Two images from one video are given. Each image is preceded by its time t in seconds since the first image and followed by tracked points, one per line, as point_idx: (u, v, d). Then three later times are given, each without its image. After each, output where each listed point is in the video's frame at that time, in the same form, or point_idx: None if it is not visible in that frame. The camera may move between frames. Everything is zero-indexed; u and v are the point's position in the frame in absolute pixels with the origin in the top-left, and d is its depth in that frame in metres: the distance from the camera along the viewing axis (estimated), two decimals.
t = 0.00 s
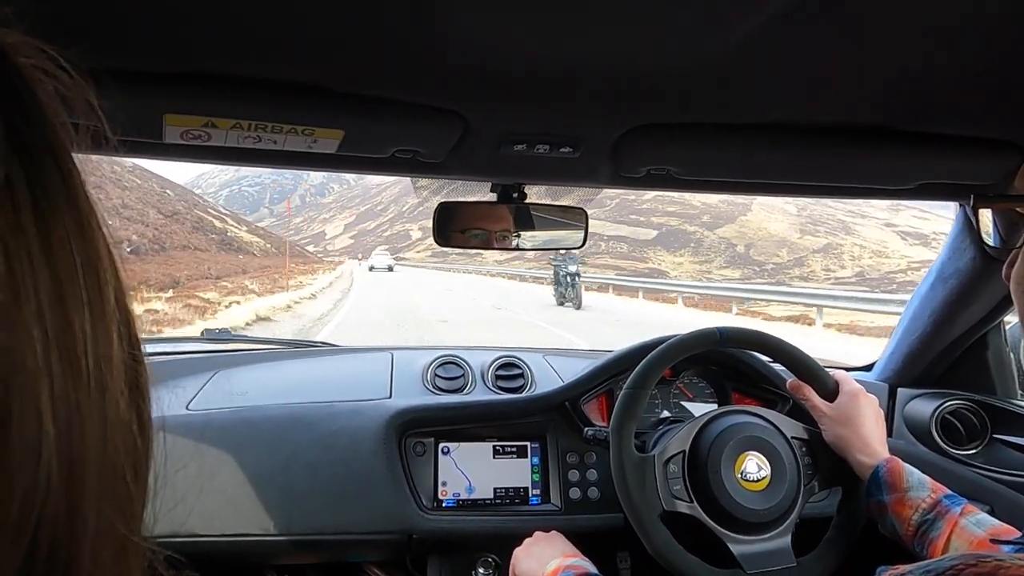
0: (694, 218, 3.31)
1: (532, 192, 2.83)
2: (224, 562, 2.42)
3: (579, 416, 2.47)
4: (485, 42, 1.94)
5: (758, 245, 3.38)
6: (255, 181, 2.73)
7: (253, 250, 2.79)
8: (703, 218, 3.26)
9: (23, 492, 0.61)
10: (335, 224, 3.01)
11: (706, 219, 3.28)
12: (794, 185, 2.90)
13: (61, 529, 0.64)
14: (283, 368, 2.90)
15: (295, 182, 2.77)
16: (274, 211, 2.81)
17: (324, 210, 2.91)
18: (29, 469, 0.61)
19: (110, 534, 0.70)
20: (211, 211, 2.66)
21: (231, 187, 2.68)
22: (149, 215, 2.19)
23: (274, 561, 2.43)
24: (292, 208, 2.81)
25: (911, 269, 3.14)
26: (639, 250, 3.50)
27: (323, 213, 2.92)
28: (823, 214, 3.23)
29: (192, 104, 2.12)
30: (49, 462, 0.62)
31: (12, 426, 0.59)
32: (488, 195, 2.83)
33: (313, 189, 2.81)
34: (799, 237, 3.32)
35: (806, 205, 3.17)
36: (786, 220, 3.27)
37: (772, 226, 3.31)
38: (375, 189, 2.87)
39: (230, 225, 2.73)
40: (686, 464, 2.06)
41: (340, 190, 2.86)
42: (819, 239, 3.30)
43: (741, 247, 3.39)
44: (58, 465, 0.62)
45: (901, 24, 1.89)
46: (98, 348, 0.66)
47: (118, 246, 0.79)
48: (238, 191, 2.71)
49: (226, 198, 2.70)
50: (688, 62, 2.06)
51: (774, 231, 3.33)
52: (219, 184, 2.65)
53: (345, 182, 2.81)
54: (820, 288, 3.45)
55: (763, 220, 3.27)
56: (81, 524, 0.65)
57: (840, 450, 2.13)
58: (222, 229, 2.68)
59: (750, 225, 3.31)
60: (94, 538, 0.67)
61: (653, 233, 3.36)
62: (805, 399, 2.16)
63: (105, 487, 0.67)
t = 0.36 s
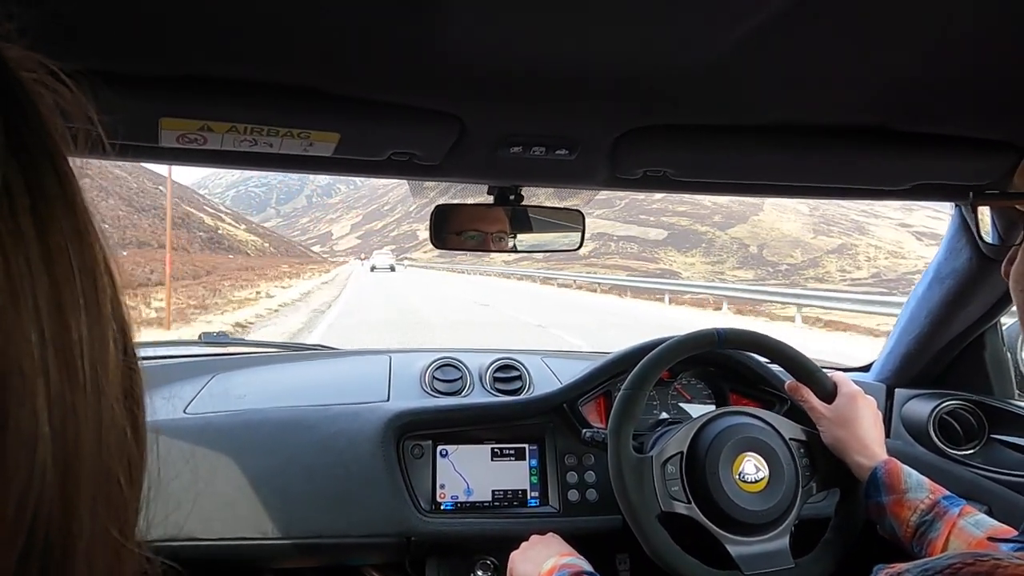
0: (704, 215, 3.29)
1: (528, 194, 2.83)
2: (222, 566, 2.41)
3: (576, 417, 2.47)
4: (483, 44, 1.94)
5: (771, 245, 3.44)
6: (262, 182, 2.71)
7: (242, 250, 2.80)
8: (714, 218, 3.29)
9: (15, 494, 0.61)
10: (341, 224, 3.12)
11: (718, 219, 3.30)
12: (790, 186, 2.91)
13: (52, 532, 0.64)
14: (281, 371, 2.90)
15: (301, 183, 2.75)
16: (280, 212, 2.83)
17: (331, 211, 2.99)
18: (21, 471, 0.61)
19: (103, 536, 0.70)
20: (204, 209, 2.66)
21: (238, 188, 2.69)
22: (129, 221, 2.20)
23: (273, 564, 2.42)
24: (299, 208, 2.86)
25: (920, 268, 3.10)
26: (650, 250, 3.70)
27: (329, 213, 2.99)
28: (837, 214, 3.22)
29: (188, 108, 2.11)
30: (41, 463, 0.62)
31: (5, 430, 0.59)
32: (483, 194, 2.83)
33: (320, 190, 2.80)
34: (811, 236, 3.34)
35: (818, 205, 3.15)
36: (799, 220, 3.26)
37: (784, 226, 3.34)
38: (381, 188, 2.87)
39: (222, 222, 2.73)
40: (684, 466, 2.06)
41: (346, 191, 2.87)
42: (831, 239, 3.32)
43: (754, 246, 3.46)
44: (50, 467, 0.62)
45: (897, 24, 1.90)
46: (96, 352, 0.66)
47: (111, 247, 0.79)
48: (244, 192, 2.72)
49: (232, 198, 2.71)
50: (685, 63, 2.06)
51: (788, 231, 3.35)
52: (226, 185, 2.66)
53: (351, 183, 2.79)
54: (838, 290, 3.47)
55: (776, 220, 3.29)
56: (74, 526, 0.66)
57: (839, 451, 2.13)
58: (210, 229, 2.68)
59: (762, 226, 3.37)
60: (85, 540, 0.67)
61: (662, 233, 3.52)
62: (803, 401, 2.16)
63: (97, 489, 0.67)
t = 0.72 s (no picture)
0: (716, 215, 3.58)
1: (528, 185, 2.82)
2: (224, 557, 2.43)
3: (576, 407, 2.48)
4: (480, 36, 1.93)
5: (785, 244, 3.68)
6: (269, 181, 2.80)
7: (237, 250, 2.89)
8: (727, 216, 3.57)
9: (22, 506, 0.61)
10: (348, 224, 3.32)
11: (730, 217, 3.59)
12: (787, 176, 2.91)
13: (58, 543, 0.64)
14: (281, 363, 2.92)
15: (308, 182, 2.81)
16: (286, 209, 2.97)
17: (338, 210, 3.10)
18: (29, 483, 0.61)
19: (109, 549, 0.70)
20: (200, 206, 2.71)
21: (244, 187, 2.79)
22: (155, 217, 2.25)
23: (275, 555, 2.44)
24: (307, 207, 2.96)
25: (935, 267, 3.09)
26: (660, 250, 4.42)
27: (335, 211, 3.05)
28: (850, 213, 3.39)
29: (185, 100, 2.10)
30: (49, 474, 0.62)
31: (14, 441, 0.60)
32: (483, 188, 2.83)
33: (327, 189, 2.87)
34: (824, 237, 3.58)
35: (831, 201, 3.30)
36: (813, 219, 3.48)
37: (796, 225, 3.54)
38: (387, 188, 2.92)
39: (221, 221, 2.82)
40: (683, 454, 2.07)
41: (353, 190, 2.93)
42: (847, 240, 3.56)
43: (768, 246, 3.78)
44: (59, 480, 0.62)
45: (897, 13, 1.89)
46: (105, 361, 0.66)
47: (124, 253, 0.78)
48: (250, 191, 2.83)
49: (239, 197, 2.83)
50: (683, 54, 2.06)
51: (801, 231, 3.54)
52: (232, 184, 2.74)
53: (358, 182, 2.86)
54: (853, 291, 3.53)
55: (788, 219, 3.49)
56: (78, 537, 0.66)
57: (837, 441, 2.13)
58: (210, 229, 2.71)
59: (774, 225, 3.56)
60: (90, 550, 0.67)
61: (676, 234, 3.89)
62: (802, 391, 2.17)
63: (103, 500, 0.67)
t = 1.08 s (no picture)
0: (727, 215, 3.42)
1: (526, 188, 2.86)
2: (222, 560, 2.42)
3: (576, 412, 2.48)
4: (480, 40, 1.93)
5: (798, 245, 3.60)
6: (275, 182, 2.80)
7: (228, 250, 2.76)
8: (737, 216, 3.42)
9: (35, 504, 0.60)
10: (354, 224, 3.21)
11: (741, 218, 3.44)
12: (786, 181, 2.91)
13: (69, 541, 0.64)
14: (278, 367, 2.90)
15: (315, 183, 2.82)
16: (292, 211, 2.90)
17: (344, 210, 3.03)
18: (41, 480, 0.60)
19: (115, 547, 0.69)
20: (191, 204, 2.61)
21: (251, 187, 2.76)
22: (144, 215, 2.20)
23: (273, 558, 2.43)
24: (313, 207, 2.91)
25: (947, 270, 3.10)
26: (670, 251, 4.12)
27: (342, 212, 3.02)
28: (865, 212, 3.24)
29: (185, 102, 2.10)
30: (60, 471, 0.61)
31: (25, 437, 0.59)
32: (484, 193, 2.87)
33: (333, 189, 2.88)
34: (839, 237, 3.44)
35: (842, 203, 3.20)
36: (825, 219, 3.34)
37: (809, 226, 3.47)
38: (395, 188, 2.93)
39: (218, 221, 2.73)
40: (681, 458, 2.07)
41: (360, 191, 2.92)
42: (862, 240, 3.36)
43: (780, 246, 3.68)
44: (69, 477, 0.62)
45: (898, 19, 1.89)
46: (112, 356, 0.66)
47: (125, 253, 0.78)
48: (257, 191, 2.79)
49: (246, 196, 2.79)
50: (682, 59, 2.07)
51: (814, 231, 3.47)
52: (239, 184, 2.72)
53: (364, 183, 2.85)
54: (867, 292, 3.35)
55: (800, 219, 3.40)
56: (87, 536, 0.65)
57: (836, 448, 2.12)
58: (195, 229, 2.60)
59: (787, 225, 3.50)
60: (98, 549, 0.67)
61: (684, 233, 3.71)
62: (802, 397, 2.17)
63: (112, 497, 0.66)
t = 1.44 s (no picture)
0: (738, 215, 3.34)
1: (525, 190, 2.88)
2: (220, 562, 2.42)
3: (575, 414, 2.47)
4: (479, 42, 1.94)
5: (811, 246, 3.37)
6: (282, 182, 2.80)
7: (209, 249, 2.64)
8: (749, 216, 3.33)
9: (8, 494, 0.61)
10: (360, 224, 3.20)
11: (753, 218, 3.34)
12: (786, 184, 2.92)
13: (48, 529, 0.65)
14: (276, 369, 2.90)
15: (322, 183, 2.84)
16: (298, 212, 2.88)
17: (350, 210, 3.08)
18: (18, 469, 0.60)
19: (96, 538, 0.70)
20: (184, 201, 2.59)
21: (259, 188, 2.74)
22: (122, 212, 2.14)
23: (271, 560, 2.43)
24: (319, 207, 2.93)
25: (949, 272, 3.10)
26: (682, 251, 3.75)
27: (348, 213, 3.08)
28: (877, 213, 3.21)
29: (185, 104, 2.11)
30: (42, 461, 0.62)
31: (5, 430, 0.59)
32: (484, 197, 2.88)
33: (340, 189, 2.90)
34: (852, 237, 3.28)
35: (857, 204, 3.18)
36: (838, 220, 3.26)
37: (823, 226, 3.30)
38: (400, 188, 2.97)
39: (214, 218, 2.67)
40: (681, 460, 2.06)
41: (366, 191, 2.96)
42: (876, 241, 3.22)
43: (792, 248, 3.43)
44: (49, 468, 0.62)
45: (897, 23, 1.90)
46: (93, 351, 0.66)
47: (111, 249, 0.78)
48: (265, 192, 2.77)
49: (253, 197, 2.75)
50: (681, 62, 2.08)
51: (828, 231, 3.30)
52: (246, 185, 2.71)
53: (371, 183, 2.88)
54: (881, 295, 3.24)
55: (813, 219, 3.29)
56: (68, 526, 0.66)
57: (837, 454, 2.12)
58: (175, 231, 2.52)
59: (799, 225, 3.35)
60: (79, 537, 0.67)
61: (694, 234, 3.56)
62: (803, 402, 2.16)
63: (94, 489, 0.67)
